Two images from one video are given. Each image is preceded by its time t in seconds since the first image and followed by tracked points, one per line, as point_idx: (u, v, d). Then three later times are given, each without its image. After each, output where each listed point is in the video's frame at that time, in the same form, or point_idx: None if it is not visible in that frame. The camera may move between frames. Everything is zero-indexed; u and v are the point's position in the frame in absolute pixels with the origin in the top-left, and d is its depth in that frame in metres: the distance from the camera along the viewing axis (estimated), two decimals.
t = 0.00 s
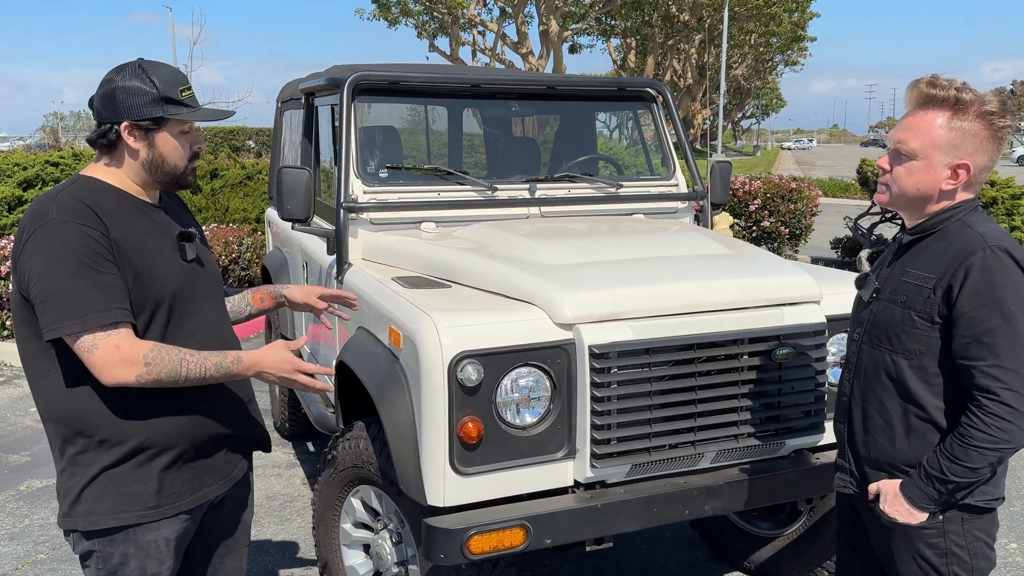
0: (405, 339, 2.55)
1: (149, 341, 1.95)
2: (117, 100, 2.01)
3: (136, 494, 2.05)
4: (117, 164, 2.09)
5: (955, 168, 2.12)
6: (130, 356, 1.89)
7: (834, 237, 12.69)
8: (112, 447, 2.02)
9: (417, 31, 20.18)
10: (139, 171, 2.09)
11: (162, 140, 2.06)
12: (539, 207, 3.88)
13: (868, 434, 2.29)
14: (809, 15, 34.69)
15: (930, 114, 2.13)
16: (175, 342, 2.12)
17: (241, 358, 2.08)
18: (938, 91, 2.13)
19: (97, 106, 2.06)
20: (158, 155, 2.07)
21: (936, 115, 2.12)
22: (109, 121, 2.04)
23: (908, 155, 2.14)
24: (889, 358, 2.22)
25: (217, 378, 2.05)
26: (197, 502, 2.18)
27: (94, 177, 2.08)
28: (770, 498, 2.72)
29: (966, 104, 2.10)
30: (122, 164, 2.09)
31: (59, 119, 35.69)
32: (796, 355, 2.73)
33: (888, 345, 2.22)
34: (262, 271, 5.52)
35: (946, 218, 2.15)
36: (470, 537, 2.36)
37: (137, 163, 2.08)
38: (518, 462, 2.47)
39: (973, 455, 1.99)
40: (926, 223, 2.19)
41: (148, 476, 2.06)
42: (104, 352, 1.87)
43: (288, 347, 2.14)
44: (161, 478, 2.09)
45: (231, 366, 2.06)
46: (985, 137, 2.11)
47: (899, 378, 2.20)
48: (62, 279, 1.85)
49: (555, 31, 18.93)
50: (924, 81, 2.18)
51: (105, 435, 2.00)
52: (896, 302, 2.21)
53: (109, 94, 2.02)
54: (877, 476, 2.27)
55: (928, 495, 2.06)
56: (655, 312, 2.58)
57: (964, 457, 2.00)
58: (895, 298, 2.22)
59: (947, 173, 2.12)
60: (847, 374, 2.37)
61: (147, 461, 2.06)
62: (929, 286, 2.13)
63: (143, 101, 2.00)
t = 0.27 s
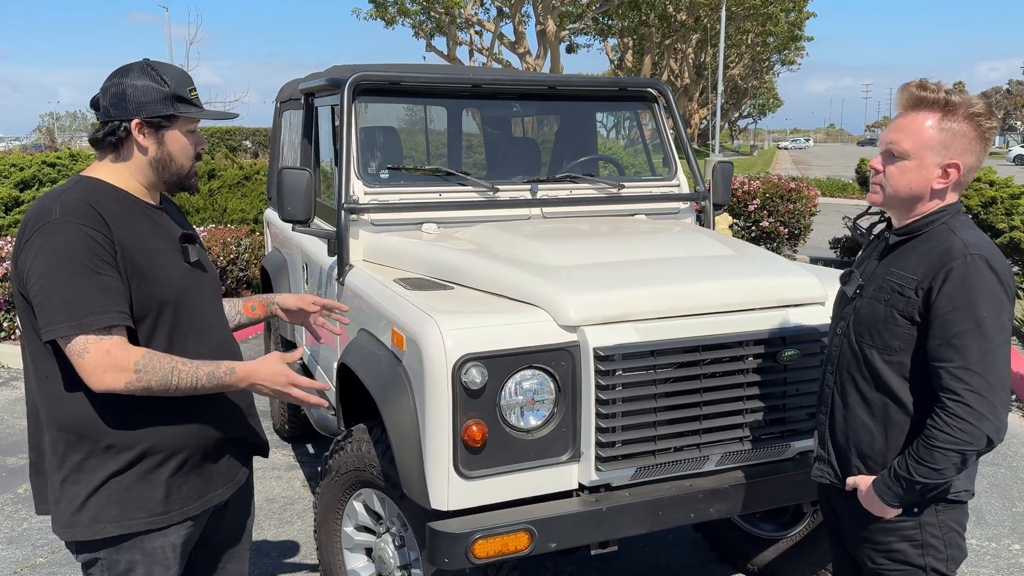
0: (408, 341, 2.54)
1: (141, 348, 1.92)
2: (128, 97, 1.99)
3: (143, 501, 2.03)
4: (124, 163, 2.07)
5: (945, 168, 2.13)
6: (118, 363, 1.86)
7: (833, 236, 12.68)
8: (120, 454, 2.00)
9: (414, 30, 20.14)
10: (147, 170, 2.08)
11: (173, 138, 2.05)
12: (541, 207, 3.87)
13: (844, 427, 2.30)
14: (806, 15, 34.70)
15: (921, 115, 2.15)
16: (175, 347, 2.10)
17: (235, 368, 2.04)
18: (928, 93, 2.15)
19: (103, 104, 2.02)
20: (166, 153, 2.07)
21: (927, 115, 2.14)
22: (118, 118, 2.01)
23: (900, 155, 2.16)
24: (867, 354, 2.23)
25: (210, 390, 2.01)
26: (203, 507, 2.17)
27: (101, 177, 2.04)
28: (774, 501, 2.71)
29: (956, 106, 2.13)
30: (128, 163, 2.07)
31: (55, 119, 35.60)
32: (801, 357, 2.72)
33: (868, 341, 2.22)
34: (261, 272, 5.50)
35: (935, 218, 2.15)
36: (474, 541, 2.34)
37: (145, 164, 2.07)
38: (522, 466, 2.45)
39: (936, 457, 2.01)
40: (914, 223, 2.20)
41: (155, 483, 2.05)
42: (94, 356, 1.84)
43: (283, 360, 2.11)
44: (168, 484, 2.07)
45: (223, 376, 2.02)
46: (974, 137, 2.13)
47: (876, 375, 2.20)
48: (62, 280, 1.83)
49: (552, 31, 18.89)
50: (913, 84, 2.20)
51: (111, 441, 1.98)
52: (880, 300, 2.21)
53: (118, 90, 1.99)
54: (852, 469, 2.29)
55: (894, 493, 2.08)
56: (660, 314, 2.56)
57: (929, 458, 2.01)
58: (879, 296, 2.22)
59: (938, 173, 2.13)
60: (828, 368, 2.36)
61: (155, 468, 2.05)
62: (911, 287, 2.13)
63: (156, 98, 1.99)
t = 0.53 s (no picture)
0: (413, 344, 2.52)
1: (140, 350, 1.89)
2: (124, 98, 1.97)
3: (150, 508, 2.02)
4: (124, 165, 2.05)
5: (928, 175, 2.19)
6: (120, 368, 1.83)
7: (831, 237, 12.69)
8: (125, 460, 1.98)
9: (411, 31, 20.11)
10: (147, 171, 2.06)
11: (171, 137, 2.03)
12: (543, 209, 3.86)
13: (835, 423, 2.33)
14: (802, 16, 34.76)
15: (905, 124, 2.20)
16: (178, 349, 2.08)
17: (236, 360, 2.02)
18: (912, 103, 2.20)
19: (100, 106, 2.01)
20: (166, 154, 2.05)
21: (911, 124, 2.19)
22: (115, 120, 1.99)
23: (885, 162, 2.20)
24: (858, 353, 2.25)
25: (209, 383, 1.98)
26: (209, 513, 2.15)
27: (101, 179, 2.03)
28: (780, 503, 2.70)
29: (939, 115, 2.17)
30: (129, 165, 2.05)
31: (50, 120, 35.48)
32: (807, 359, 2.71)
33: (859, 339, 2.25)
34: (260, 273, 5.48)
35: (918, 222, 2.20)
36: (481, 546, 2.33)
37: (147, 164, 2.05)
38: (528, 469, 2.43)
39: (930, 448, 2.06)
40: (898, 227, 2.24)
41: (160, 489, 2.03)
42: (93, 361, 1.82)
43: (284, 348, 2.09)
44: (173, 490, 2.06)
45: (225, 370, 2.00)
46: (956, 146, 2.18)
47: (866, 372, 2.23)
48: (62, 284, 1.81)
49: (549, 31, 18.85)
50: (898, 93, 2.25)
51: (116, 447, 1.97)
52: (870, 299, 2.23)
53: (114, 92, 1.98)
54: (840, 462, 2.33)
55: (887, 484, 2.14)
56: (667, 316, 2.55)
57: (922, 448, 2.07)
58: (869, 295, 2.24)
59: (921, 180, 2.19)
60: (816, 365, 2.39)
61: (160, 474, 2.03)
62: (902, 286, 2.16)
63: (152, 98, 1.97)
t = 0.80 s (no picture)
0: (417, 346, 2.50)
1: (155, 356, 1.88)
2: (104, 101, 1.96)
3: (151, 513, 2.00)
4: (115, 168, 2.04)
5: (921, 173, 2.19)
6: (136, 372, 1.82)
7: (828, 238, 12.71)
8: (127, 464, 1.96)
9: (407, 32, 20.08)
10: (137, 171, 2.04)
11: (153, 132, 1.99)
12: (545, 210, 3.84)
13: (834, 422, 2.31)
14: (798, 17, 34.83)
15: (897, 123, 2.21)
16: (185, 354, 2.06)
17: (251, 374, 2.01)
18: (903, 103, 2.21)
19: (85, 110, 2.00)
20: (151, 149, 2.01)
21: (903, 124, 2.20)
22: (98, 123, 1.98)
23: (879, 161, 2.20)
24: (853, 349, 2.24)
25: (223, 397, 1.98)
26: (212, 518, 2.13)
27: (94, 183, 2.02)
28: (786, 506, 2.69)
29: (930, 115, 2.19)
30: (121, 167, 2.03)
31: (44, 120, 35.37)
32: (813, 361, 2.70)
33: (855, 336, 2.23)
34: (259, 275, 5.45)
35: (910, 218, 2.20)
36: (488, 550, 2.32)
37: (136, 164, 2.03)
38: (534, 472, 2.42)
39: (928, 439, 2.05)
40: (890, 224, 2.24)
41: (162, 494, 2.01)
42: (107, 365, 1.80)
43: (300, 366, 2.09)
44: (176, 495, 2.03)
45: (240, 382, 1.99)
46: (946, 145, 2.19)
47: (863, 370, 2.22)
48: (66, 291, 1.78)
49: (545, 32, 18.80)
50: (889, 94, 2.26)
51: (116, 452, 1.94)
52: (864, 296, 2.22)
53: (95, 95, 1.97)
54: (841, 461, 2.31)
55: (889, 479, 2.12)
56: (673, 318, 2.54)
57: (920, 440, 2.06)
58: (863, 292, 2.23)
59: (914, 178, 2.19)
60: (812, 365, 2.37)
61: (161, 478, 2.01)
62: (895, 281, 2.15)
63: (128, 95, 1.94)
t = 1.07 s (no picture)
0: (421, 349, 2.49)
1: (139, 371, 1.85)
2: (107, 107, 1.95)
3: (157, 516, 1.98)
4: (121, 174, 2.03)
5: (911, 174, 2.19)
6: (117, 389, 1.80)
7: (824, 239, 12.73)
8: (133, 468, 1.95)
9: (402, 33, 20.06)
10: (144, 177, 2.02)
11: (158, 137, 1.98)
12: (546, 212, 3.83)
13: (836, 425, 2.30)
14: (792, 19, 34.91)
15: (881, 127, 2.20)
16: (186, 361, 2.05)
17: (236, 398, 1.96)
18: (885, 106, 2.20)
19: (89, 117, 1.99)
20: (157, 155, 1.99)
21: (887, 127, 2.19)
22: (103, 129, 1.97)
23: (867, 167, 2.20)
24: (852, 353, 2.22)
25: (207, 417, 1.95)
26: (218, 522, 2.12)
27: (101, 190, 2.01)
28: (790, 509, 2.68)
29: (913, 115, 2.17)
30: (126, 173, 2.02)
31: (37, 121, 35.23)
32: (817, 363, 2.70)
33: (853, 341, 2.22)
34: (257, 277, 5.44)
35: (904, 221, 2.20)
36: (492, 554, 2.30)
37: (142, 170, 2.01)
38: (538, 475, 2.41)
39: (931, 443, 2.04)
40: (885, 228, 2.23)
41: (168, 497, 2.00)
42: (89, 379, 1.78)
43: (286, 390, 2.03)
44: (183, 498, 2.03)
45: (224, 405, 1.95)
46: (933, 143, 2.18)
47: (862, 375, 2.20)
48: (61, 302, 1.77)
49: (540, 33, 18.65)
50: (869, 98, 2.25)
51: (122, 455, 1.93)
52: (862, 300, 2.21)
53: (99, 101, 1.96)
54: (844, 465, 2.29)
55: (893, 483, 2.11)
56: (677, 321, 2.54)
57: (923, 444, 2.05)
58: (860, 296, 2.22)
59: (904, 180, 2.19)
60: (811, 369, 2.35)
61: (168, 482, 2.00)
62: (893, 285, 2.14)
63: (132, 100, 1.93)
